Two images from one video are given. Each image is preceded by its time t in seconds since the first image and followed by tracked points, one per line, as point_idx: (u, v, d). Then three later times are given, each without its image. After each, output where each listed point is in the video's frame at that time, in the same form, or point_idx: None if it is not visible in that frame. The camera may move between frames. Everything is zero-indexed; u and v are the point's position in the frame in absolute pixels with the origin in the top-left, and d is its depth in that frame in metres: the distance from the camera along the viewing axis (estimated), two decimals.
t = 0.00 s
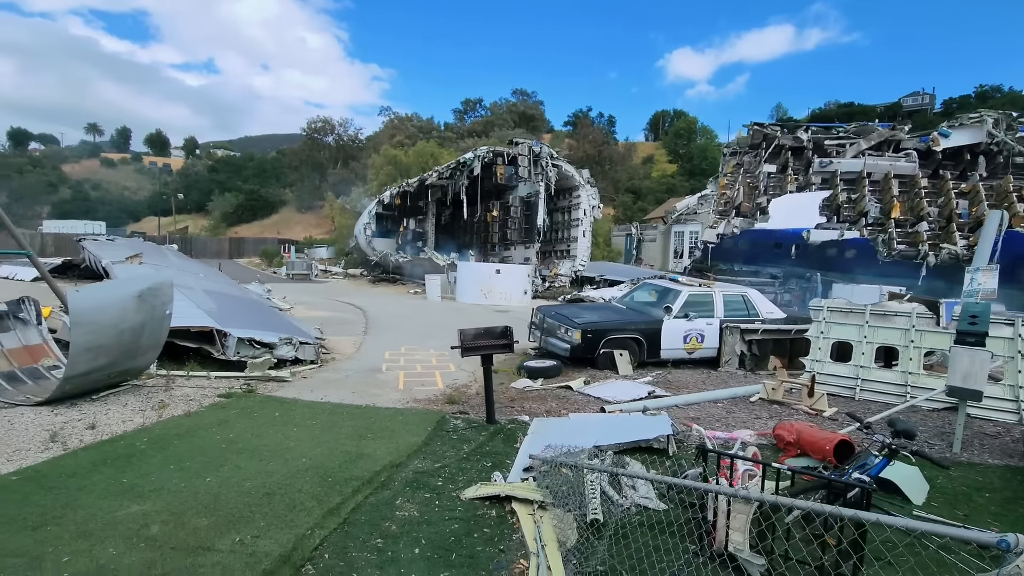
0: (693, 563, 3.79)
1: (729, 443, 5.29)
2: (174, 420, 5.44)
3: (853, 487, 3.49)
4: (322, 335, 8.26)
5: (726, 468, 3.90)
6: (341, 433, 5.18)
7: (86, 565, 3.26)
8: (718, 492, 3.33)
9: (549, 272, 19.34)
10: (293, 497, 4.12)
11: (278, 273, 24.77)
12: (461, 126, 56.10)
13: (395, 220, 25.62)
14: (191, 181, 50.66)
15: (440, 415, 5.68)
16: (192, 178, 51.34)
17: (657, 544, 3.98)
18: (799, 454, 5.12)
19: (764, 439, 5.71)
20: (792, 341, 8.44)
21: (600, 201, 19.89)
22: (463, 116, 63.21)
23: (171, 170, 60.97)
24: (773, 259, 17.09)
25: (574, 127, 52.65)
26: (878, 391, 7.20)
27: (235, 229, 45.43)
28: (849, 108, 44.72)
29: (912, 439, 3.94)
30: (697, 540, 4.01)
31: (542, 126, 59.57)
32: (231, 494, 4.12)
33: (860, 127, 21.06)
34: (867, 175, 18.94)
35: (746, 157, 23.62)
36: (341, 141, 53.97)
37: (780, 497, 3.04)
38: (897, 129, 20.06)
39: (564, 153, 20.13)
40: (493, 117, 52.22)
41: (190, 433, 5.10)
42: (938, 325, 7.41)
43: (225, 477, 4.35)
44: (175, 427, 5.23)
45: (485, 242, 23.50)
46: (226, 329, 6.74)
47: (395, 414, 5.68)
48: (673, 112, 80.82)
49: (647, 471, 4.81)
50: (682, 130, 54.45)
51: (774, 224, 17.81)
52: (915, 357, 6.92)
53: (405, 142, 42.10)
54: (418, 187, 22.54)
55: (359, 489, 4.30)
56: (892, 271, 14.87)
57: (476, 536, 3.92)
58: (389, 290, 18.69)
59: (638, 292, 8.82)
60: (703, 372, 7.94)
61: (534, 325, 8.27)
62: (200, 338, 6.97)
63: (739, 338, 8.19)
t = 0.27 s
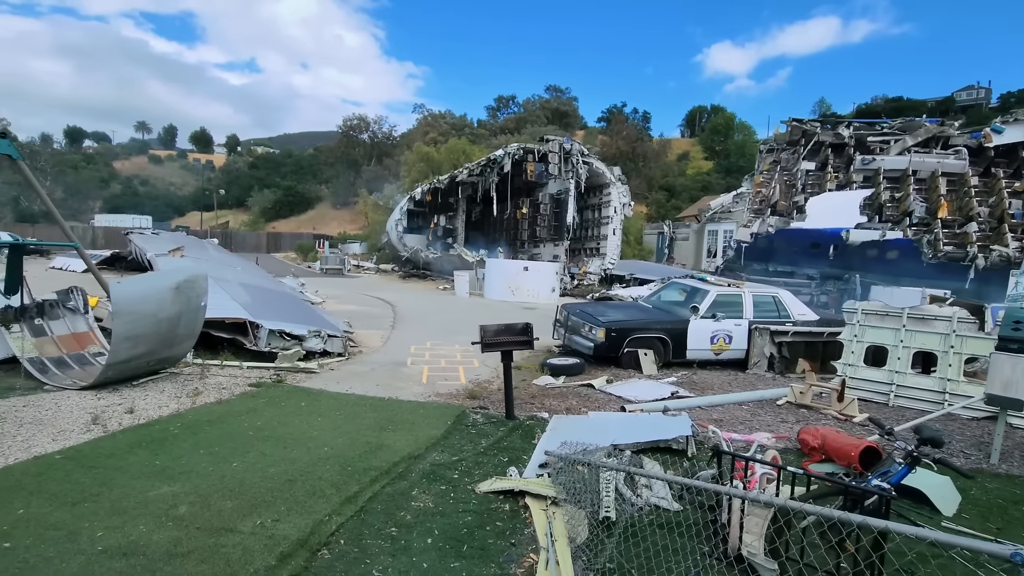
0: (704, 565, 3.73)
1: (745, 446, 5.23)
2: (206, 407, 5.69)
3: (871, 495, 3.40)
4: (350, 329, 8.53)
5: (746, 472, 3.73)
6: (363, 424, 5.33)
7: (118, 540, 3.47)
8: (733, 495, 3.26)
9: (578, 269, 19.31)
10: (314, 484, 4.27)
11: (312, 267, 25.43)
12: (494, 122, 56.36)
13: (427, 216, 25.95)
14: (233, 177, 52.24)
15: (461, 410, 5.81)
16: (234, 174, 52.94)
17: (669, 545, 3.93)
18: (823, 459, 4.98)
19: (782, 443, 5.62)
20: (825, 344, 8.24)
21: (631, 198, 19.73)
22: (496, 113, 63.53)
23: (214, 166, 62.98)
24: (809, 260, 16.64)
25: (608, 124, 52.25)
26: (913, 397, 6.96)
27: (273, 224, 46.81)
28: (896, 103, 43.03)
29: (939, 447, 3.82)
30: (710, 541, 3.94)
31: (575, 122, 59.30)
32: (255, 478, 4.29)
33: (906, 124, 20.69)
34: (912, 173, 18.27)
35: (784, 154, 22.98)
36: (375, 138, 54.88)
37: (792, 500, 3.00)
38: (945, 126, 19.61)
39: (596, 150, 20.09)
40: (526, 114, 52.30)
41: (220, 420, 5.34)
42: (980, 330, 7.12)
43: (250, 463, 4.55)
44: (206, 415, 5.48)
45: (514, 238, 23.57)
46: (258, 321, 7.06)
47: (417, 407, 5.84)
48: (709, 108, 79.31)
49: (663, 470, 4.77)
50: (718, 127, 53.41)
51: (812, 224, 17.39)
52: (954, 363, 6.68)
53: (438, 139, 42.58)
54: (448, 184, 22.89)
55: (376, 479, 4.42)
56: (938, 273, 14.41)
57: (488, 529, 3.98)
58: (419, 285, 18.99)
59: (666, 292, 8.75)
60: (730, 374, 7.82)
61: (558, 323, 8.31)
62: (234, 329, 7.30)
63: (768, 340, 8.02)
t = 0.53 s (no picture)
0: (722, 568, 3.63)
1: (766, 449, 5.14)
2: (238, 398, 5.90)
3: (898, 503, 3.24)
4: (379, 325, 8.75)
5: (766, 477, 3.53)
6: (387, 419, 5.46)
7: (152, 521, 3.64)
8: (754, 498, 3.14)
9: (607, 269, 19.25)
10: (337, 475, 4.39)
11: (344, 264, 25.99)
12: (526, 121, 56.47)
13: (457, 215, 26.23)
14: (271, 175, 53.54)
15: (483, 407, 5.92)
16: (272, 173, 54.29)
17: (688, 547, 3.85)
18: (852, 467, 4.81)
19: (807, 448, 5.50)
20: (860, 349, 8.00)
21: (662, 197, 19.52)
22: (528, 112, 63.66)
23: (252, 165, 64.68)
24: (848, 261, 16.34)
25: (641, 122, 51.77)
26: (953, 406, 6.71)
27: (308, 222, 47.98)
28: (944, 99, 41.36)
29: (970, 456, 3.71)
30: (730, 544, 3.83)
31: (608, 121, 58.90)
32: (282, 467, 4.44)
33: (955, 120, 20.06)
34: (961, 172, 17.55)
35: (823, 152, 22.46)
36: (407, 137, 55.63)
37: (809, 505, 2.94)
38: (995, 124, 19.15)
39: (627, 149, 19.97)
40: (558, 112, 52.22)
41: (251, 411, 5.54)
42: None
43: (278, 452, 4.70)
44: (238, 405, 5.69)
45: (543, 237, 23.58)
46: (289, 315, 7.33)
47: (440, 403, 5.98)
48: (746, 106, 77.69)
49: (685, 470, 4.71)
50: (756, 125, 52.27)
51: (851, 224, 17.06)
52: (999, 372, 6.38)
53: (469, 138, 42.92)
54: (478, 183, 23.10)
55: (398, 472, 4.52)
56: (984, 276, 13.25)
57: (505, 524, 3.98)
58: (448, 283, 19.22)
59: (694, 292, 8.66)
60: (758, 377, 7.70)
61: (584, 322, 8.32)
62: (268, 322, 7.59)
63: (800, 343, 7.84)
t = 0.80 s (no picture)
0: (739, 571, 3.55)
1: (788, 454, 5.05)
2: (266, 391, 6.07)
3: (923, 512, 3.10)
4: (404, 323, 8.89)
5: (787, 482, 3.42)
6: (408, 415, 5.55)
7: (182, 508, 3.78)
8: (775, 506, 3.06)
9: (634, 269, 19.13)
10: (359, 468, 4.48)
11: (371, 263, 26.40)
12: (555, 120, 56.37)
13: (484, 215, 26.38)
14: (302, 174, 54.50)
15: (504, 405, 5.97)
16: (304, 172, 55.31)
17: (706, 551, 3.79)
18: (881, 475, 4.67)
19: (832, 455, 5.31)
20: (894, 355, 7.73)
21: (691, 197, 19.26)
22: (555, 111, 63.56)
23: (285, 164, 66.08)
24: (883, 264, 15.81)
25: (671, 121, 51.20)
26: (992, 416, 6.50)
27: (337, 220, 48.84)
28: (991, 95, 39.82)
29: (1002, 466, 3.60)
30: (751, 551, 3.71)
31: (637, 119, 58.39)
32: (306, 459, 4.56)
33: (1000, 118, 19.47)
34: (1006, 172, 16.88)
35: (861, 151, 21.85)
36: (435, 137, 56.12)
37: (831, 514, 2.86)
38: None
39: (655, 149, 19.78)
40: (587, 111, 51.94)
41: (278, 404, 5.70)
42: None
43: (303, 444, 4.83)
44: (266, 398, 5.86)
45: (569, 237, 23.54)
46: (316, 312, 7.48)
47: (462, 401, 6.06)
48: (780, 104, 75.96)
49: (706, 474, 4.64)
50: (790, 123, 51.14)
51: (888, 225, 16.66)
52: None
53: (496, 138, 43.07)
54: (504, 182, 23.19)
55: (418, 467, 4.59)
56: None
57: (522, 522, 4.00)
58: (473, 282, 19.37)
59: (721, 294, 8.55)
60: (786, 382, 7.55)
61: (608, 323, 8.29)
62: (295, 319, 7.78)
63: (830, 348, 7.66)
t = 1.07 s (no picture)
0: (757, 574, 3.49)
1: (812, 459, 4.93)
2: (291, 386, 6.20)
3: (952, 521, 2.99)
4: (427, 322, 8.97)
5: (809, 487, 3.35)
6: (429, 412, 5.60)
7: (209, 496, 3.89)
8: (796, 511, 3.00)
9: (659, 270, 18.98)
10: (380, 463, 4.54)
11: (396, 261, 26.69)
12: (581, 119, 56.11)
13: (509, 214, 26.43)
14: (330, 174, 55.28)
15: (524, 404, 5.99)
16: (332, 171, 56.11)
17: (724, 555, 3.73)
18: (911, 483, 4.47)
19: (858, 460, 5.13)
20: (930, 359, 7.47)
21: (718, 197, 18.95)
22: (581, 110, 63.27)
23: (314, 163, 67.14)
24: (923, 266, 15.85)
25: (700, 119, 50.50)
26: None
27: (364, 219, 49.49)
28: None
29: None
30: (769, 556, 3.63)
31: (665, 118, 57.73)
32: (329, 453, 4.64)
33: None
34: None
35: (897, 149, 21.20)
36: (460, 136, 56.42)
37: (853, 519, 2.79)
38: None
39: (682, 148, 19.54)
40: (613, 110, 51.50)
41: (302, 399, 5.81)
42: None
43: (326, 438, 4.92)
44: (290, 393, 5.98)
45: (594, 236, 23.44)
46: (341, 309, 7.60)
47: (482, 399, 6.09)
48: (814, 101, 74.07)
49: (727, 476, 4.56)
50: (824, 121, 49.93)
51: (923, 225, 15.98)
52: None
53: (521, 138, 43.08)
54: (529, 182, 23.19)
55: (437, 463, 4.63)
56: None
57: (539, 520, 4.01)
58: (496, 281, 19.43)
59: (748, 296, 8.42)
60: (813, 386, 7.39)
61: (631, 323, 8.24)
62: (321, 316, 7.93)
63: (862, 352, 7.45)
